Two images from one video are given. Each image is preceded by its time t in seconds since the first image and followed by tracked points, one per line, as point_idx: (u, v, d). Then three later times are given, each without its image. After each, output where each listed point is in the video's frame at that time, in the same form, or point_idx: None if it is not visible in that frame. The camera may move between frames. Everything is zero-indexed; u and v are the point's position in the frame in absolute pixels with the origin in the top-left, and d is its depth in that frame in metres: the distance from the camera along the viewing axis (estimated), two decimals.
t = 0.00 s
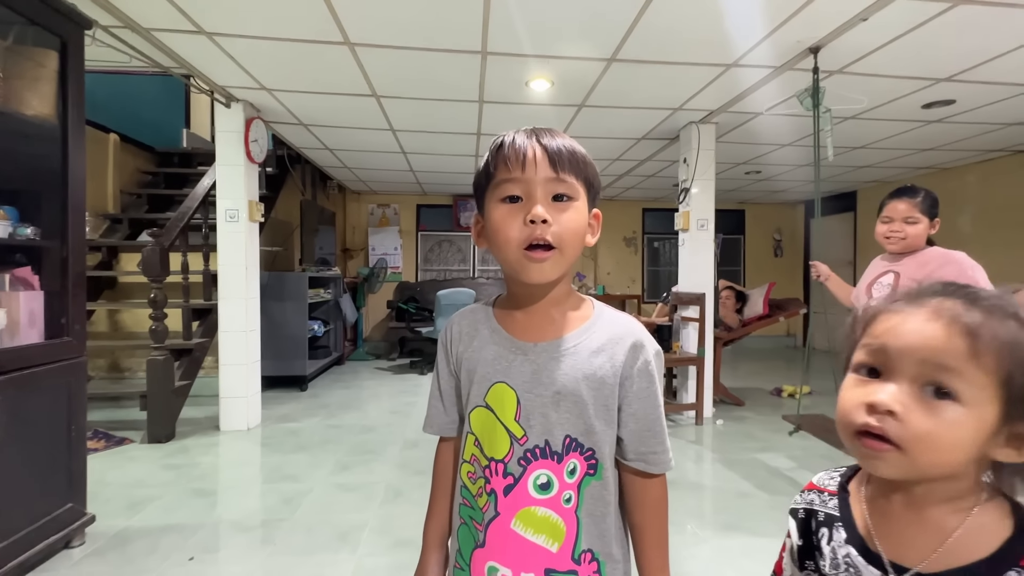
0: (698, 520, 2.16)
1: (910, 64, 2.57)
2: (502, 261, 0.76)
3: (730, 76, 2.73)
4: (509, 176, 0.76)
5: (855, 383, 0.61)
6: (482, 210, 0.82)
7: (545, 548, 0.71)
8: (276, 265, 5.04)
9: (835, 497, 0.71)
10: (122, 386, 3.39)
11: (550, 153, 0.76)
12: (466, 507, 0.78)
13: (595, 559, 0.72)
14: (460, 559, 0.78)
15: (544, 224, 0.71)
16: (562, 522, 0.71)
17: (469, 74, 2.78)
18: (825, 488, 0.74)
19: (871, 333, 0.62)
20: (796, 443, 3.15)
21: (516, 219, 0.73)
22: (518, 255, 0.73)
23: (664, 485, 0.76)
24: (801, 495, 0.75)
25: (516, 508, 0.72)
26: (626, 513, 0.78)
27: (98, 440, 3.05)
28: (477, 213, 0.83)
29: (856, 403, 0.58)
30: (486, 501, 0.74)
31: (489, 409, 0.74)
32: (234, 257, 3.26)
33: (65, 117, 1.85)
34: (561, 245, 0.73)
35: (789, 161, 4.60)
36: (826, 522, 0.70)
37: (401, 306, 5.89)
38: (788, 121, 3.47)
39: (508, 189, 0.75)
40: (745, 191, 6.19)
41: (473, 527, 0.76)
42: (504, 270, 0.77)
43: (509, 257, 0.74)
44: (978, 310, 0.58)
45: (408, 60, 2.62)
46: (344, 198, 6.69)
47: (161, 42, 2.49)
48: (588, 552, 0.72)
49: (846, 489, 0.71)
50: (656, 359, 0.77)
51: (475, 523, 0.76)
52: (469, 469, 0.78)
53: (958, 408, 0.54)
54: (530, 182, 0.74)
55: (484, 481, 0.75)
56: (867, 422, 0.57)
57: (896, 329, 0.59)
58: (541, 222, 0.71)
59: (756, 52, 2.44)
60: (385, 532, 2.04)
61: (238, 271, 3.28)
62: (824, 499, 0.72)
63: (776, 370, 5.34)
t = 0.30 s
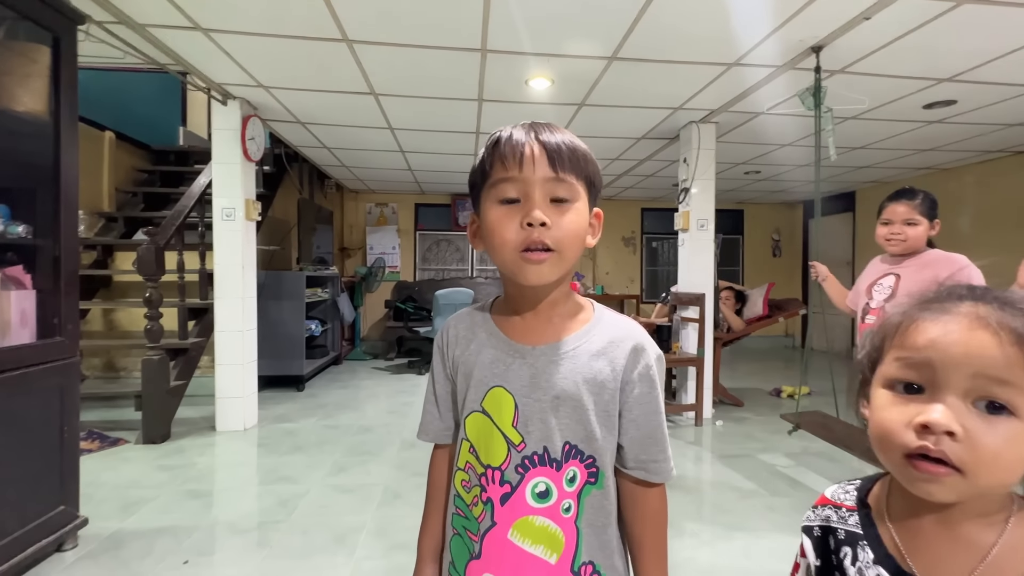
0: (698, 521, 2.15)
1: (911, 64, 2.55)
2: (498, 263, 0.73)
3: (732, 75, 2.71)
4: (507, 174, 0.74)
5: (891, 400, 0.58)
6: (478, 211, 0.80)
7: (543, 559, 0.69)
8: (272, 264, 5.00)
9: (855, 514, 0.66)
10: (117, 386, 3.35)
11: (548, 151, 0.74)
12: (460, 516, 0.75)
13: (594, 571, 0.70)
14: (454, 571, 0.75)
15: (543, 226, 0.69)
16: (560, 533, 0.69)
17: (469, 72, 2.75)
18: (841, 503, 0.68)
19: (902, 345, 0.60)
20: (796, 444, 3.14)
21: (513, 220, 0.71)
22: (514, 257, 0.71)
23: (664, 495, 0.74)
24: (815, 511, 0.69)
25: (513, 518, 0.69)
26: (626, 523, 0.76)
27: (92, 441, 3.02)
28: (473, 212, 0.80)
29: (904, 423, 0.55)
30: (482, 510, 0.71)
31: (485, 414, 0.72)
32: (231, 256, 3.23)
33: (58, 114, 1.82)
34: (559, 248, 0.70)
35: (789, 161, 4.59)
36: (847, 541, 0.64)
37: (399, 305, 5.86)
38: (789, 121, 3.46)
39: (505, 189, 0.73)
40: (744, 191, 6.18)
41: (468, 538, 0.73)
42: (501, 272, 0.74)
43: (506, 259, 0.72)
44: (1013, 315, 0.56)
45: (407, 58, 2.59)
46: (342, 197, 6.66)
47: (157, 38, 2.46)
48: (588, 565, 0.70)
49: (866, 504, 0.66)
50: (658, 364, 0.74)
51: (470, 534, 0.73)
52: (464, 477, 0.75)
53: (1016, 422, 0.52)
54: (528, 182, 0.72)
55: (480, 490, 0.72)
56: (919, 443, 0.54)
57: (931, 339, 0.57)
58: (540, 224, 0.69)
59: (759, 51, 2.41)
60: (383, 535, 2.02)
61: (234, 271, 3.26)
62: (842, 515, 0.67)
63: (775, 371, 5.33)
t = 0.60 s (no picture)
0: (697, 522, 2.15)
1: (910, 67, 2.56)
2: (497, 262, 0.73)
3: (732, 77, 2.71)
4: (505, 182, 0.73)
5: (903, 413, 0.57)
6: (478, 210, 0.80)
7: (542, 556, 0.68)
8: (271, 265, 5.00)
9: (863, 518, 0.65)
10: (116, 387, 3.35)
11: (545, 158, 0.73)
12: (458, 516, 0.74)
13: (593, 569, 0.70)
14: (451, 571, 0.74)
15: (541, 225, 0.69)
16: (560, 530, 0.69)
17: (470, 74, 2.76)
18: (848, 507, 0.67)
19: (910, 349, 0.59)
20: (795, 446, 3.14)
21: (513, 232, 0.71)
22: (514, 255, 0.71)
23: (663, 492, 0.74)
24: (821, 515, 0.68)
25: (512, 514, 0.69)
26: (625, 522, 0.76)
27: (90, 442, 3.01)
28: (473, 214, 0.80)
29: (919, 438, 0.55)
30: (481, 507, 0.71)
31: (486, 411, 0.71)
32: (230, 257, 3.22)
33: (59, 115, 1.81)
34: (560, 255, 0.71)
35: (788, 164, 4.60)
36: (856, 546, 0.64)
37: (398, 307, 5.86)
38: (789, 123, 3.46)
39: (503, 199, 0.73)
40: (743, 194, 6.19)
41: (465, 536, 0.72)
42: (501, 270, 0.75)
43: (507, 267, 0.72)
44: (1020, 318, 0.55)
45: (408, 59, 2.60)
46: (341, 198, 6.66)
47: (158, 39, 2.46)
48: (587, 563, 0.70)
49: (874, 508, 0.65)
50: (658, 360, 0.75)
51: (467, 533, 0.72)
52: (463, 474, 0.74)
53: None
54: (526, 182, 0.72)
55: (478, 486, 0.72)
56: (936, 458, 0.54)
57: (938, 346, 0.56)
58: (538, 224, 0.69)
59: (759, 53, 2.42)
60: (382, 537, 2.01)
61: (234, 271, 3.25)
62: (850, 519, 0.66)
63: (774, 373, 5.33)
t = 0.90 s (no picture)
0: (696, 522, 2.16)
1: (909, 69, 2.56)
2: (500, 261, 0.73)
3: (733, 79, 2.72)
4: (508, 175, 0.74)
5: (908, 423, 0.57)
6: (480, 212, 0.80)
7: (544, 562, 0.69)
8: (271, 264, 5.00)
9: (863, 521, 0.65)
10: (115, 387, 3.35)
11: (547, 155, 0.74)
12: (461, 520, 0.75)
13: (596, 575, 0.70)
14: None
15: (543, 225, 0.69)
16: (562, 535, 0.69)
17: (470, 74, 2.76)
18: (847, 510, 0.68)
19: (911, 355, 0.59)
20: (794, 447, 3.14)
21: (515, 219, 0.71)
22: (515, 254, 0.71)
23: (667, 498, 0.74)
24: (820, 518, 0.69)
25: (515, 519, 0.69)
26: (628, 526, 0.76)
27: (90, 441, 3.01)
28: (476, 215, 0.80)
29: (925, 450, 0.55)
30: (483, 511, 0.71)
31: (489, 416, 0.71)
32: (231, 256, 3.22)
33: (61, 114, 1.82)
34: (559, 245, 0.71)
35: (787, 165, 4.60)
36: (855, 548, 0.64)
37: (398, 307, 5.86)
38: (788, 124, 3.47)
39: (507, 189, 0.73)
40: (742, 195, 6.20)
41: (468, 540, 0.73)
42: (502, 270, 0.75)
43: (507, 255, 0.72)
44: (1021, 325, 0.55)
45: (409, 60, 2.60)
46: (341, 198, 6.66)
47: (158, 38, 2.46)
48: (590, 569, 0.70)
49: (873, 510, 0.66)
50: (659, 363, 0.75)
51: (470, 536, 0.73)
52: (465, 478, 0.75)
53: None
54: (529, 183, 0.72)
55: (481, 491, 0.72)
56: (941, 469, 0.54)
57: (941, 354, 0.56)
58: (540, 223, 0.69)
59: (759, 55, 2.43)
60: (382, 537, 2.01)
61: (234, 271, 3.25)
62: (849, 522, 0.66)
63: (773, 373, 5.33)
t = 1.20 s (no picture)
0: (692, 524, 2.17)
1: (905, 73, 2.58)
2: (494, 264, 0.74)
3: (731, 82, 2.73)
4: (505, 179, 0.75)
5: (896, 430, 0.58)
6: (477, 215, 0.81)
7: (539, 560, 0.70)
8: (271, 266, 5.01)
9: (850, 520, 0.66)
10: (115, 388, 3.35)
11: (543, 160, 0.75)
12: (458, 520, 0.76)
13: (590, 572, 0.71)
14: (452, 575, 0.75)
15: (537, 228, 0.70)
16: (556, 533, 0.70)
17: (470, 77, 2.77)
18: (834, 510, 0.68)
19: (900, 362, 0.59)
20: (792, 448, 3.15)
21: (509, 222, 0.72)
22: (509, 257, 0.72)
23: (660, 498, 0.75)
24: (806, 519, 0.69)
25: (510, 518, 0.70)
26: (621, 524, 0.77)
27: (89, 443, 3.01)
28: (472, 218, 0.81)
29: (915, 459, 0.56)
30: (479, 511, 0.72)
31: (485, 418, 0.72)
32: (230, 258, 3.23)
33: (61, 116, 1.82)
34: (552, 248, 0.72)
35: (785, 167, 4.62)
36: (844, 548, 0.64)
37: (397, 309, 5.87)
38: (786, 128, 3.49)
39: (503, 192, 0.74)
40: (741, 197, 6.22)
41: (465, 538, 0.74)
42: (497, 272, 0.76)
43: (500, 257, 0.73)
44: (1003, 331, 0.56)
45: (408, 63, 2.61)
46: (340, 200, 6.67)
47: (159, 41, 2.47)
48: (584, 566, 0.71)
49: (860, 510, 0.66)
50: (651, 365, 0.76)
51: (466, 535, 0.74)
52: (463, 478, 0.76)
53: (1019, 445, 0.54)
54: (525, 187, 0.73)
55: (477, 491, 0.73)
56: (931, 477, 0.55)
57: (929, 363, 0.57)
58: (534, 226, 0.70)
59: (757, 58, 2.44)
60: (380, 538, 2.02)
61: (233, 273, 3.26)
62: (837, 522, 0.67)
63: (771, 375, 5.35)
